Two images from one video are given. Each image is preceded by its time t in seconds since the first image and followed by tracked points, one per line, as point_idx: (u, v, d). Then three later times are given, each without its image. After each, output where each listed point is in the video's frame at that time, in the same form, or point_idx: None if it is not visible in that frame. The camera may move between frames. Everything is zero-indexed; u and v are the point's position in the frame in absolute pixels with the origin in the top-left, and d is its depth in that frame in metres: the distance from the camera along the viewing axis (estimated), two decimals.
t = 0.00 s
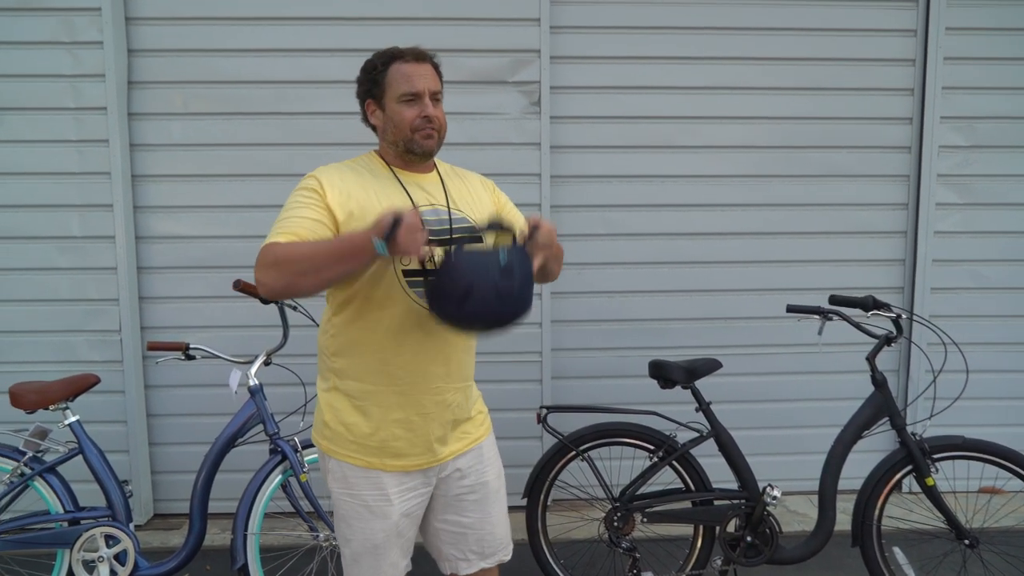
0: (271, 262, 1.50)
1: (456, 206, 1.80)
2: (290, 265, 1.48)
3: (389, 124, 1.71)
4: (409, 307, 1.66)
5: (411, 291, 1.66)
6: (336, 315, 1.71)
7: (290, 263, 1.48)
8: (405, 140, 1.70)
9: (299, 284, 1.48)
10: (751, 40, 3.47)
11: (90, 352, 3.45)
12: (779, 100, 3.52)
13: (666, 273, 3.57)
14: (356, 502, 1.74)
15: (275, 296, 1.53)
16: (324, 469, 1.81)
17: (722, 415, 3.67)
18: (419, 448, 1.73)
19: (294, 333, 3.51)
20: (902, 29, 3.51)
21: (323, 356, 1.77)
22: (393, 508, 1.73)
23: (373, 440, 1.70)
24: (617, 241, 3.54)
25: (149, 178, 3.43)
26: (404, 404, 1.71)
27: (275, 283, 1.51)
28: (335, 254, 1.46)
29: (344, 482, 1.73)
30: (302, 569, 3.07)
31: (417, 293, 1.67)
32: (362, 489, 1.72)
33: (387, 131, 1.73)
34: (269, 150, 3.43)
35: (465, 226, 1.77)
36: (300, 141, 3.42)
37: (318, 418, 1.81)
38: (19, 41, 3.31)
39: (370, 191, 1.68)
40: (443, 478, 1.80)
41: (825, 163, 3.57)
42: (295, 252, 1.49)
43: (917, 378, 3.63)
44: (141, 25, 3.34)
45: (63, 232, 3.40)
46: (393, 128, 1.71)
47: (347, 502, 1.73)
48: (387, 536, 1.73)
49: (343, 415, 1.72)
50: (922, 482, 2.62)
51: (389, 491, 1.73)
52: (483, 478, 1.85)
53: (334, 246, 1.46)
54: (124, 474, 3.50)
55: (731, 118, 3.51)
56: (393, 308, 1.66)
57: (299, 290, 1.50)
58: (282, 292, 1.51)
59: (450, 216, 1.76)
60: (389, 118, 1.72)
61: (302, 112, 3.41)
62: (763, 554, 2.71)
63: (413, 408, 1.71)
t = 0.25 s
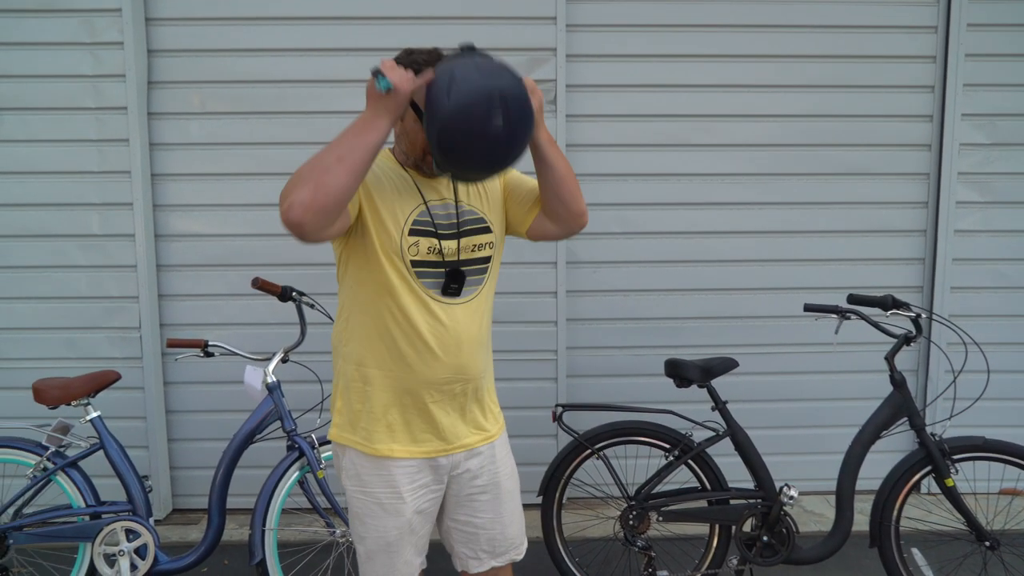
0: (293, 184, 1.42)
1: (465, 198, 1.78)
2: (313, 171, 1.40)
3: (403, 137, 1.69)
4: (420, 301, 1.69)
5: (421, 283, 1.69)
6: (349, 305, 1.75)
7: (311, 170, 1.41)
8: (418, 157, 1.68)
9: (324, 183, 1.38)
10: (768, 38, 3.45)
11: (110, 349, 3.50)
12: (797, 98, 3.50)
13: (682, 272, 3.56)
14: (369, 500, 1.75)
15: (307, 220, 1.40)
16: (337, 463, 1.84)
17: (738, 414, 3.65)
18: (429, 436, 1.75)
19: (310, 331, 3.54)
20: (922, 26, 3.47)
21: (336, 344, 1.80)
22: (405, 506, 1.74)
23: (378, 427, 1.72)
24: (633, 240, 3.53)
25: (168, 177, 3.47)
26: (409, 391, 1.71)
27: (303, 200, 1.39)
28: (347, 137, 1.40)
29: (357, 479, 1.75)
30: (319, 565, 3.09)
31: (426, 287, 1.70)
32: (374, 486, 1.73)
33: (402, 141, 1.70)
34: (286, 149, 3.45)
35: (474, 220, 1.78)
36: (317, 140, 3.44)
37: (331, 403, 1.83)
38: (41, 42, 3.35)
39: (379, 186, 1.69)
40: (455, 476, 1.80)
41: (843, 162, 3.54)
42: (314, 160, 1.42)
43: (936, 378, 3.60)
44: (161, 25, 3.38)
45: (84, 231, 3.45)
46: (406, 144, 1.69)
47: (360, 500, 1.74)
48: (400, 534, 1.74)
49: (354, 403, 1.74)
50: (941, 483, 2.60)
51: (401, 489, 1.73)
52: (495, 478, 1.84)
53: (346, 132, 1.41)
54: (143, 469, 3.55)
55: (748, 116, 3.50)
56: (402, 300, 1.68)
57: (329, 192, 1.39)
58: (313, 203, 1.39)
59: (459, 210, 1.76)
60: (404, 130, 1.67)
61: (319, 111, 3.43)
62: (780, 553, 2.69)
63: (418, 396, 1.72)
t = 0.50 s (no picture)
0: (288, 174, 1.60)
1: (477, 194, 1.79)
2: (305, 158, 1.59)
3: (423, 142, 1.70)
4: (430, 298, 1.69)
5: (433, 280, 1.70)
6: (361, 297, 1.76)
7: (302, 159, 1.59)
8: (433, 165, 1.72)
9: (318, 163, 1.57)
10: (782, 34, 3.43)
11: (125, 345, 3.53)
12: (810, 94, 3.48)
13: (694, 268, 3.55)
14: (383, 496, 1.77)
15: (304, 197, 1.55)
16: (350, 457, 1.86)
17: (750, 412, 3.64)
18: (440, 430, 1.76)
19: (323, 327, 3.56)
20: (937, 21, 3.44)
21: (348, 334, 1.82)
22: (418, 503, 1.75)
23: (387, 418, 1.73)
24: (644, 237, 3.53)
25: (181, 175, 3.50)
26: (418, 385, 1.72)
27: (301, 184, 1.55)
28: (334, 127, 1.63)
29: (370, 476, 1.77)
30: (332, 560, 3.11)
31: (437, 284, 1.71)
32: (386, 483, 1.75)
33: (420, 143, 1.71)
34: (299, 146, 3.47)
35: (485, 216, 1.78)
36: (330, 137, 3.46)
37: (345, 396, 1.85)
38: (57, 41, 3.39)
39: (390, 183, 1.72)
40: (469, 474, 1.81)
41: (857, 158, 3.52)
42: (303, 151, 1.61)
43: (950, 376, 3.57)
44: (175, 23, 3.40)
45: (99, 227, 3.48)
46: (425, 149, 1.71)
47: (373, 496, 1.77)
48: (413, 531, 1.75)
49: (365, 396, 1.75)
50: (956, 481, 2.58)
51: (413, 486, 1.75)
52: (509, 477, 1.84)
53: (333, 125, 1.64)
54: (158, 464, 3.58)
55: (761, 112, 3.48)
56: (414, 297, 1.69)
57: (320, 172, 1.56)
58: (309, 181, 1.55)
59: (470, 207, 1.77)
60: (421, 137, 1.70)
61: (332, 108, 3.44)
62: (792, 551, 2.69)
63: (428, 390, 1.72)
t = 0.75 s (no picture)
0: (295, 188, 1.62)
1: (480, 192, 1.79)
2: (313, 173, 1.60)
3: (428, 132, 1.70)
4: (431, 297, 1.69)
5: (434, 278, 1.71)
6: (362, 295, 1.76)
7: (310, 173, 1.61)
8: (438, 154, 1.71)
9: (326, 178, 1.58)
10: (785, 29, 3.43)
11: (127, 340, 3.53)
12: (813, 89, 3.47)
13: (695, 264, 3.55)
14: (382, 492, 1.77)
15: (312, 212, 1.56)
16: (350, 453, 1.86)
17: (751, 408, 3.65)
18: (441, 430, 1.76)
19: (324, 323, 3.56)
20: (941, 17, 3.43)
21: (349, 331, 1.82)
22: (417, 500, 1.76)
23: (387, 417, 1.73)
24: (646, 233, 3.53)
25: (183, 170, 3.50)
26: (419, 384, 1.72)
27: (309, 201, 1.57)
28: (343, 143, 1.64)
29: (370, 472, 1.77)
30: (332, 555, 3.12)
31: (438, 283, 1.71)
32: (386, 480, 1.75)
33: (425, 135, 1.71)
34: (300, 142, 3.47)
35: (489, 216, 1.78)
36: (331, 133, 3.46)
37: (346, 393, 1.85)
38: (59, 36, 3.38)
39: (395, 181, 1.72)
40: (469, 472, 1.81)
41: (859, 154, 3.51)
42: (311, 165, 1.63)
43: (952, 372, 3.58)
44: (176, 19, 3.40)
45: (101, 223, 3.48)
46: (431, 139, 1.70)
47: (372, 492, 1.77)
48: (412, 527, 1.76)
49: (366, 395, 1.75)
50: (955, 477, 2.58)
51: (414, 482, 1.75)
52: (509, 475, 1.85)
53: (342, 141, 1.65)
54: (159, 460, 3.59)
55: (763, 108, 3.47)
56: (415, 296, 1.69)
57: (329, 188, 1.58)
58: (318, 195, 1.56)
59: (472, 205, 1.76)
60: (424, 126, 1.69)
61: (333, 104, 3.44)
62: (792, 546, 2.70)
63: (430, 389, 1.73)
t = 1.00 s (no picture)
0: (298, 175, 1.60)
1: (476, 190, 1.78)
2: (316, 163, 1.58)
3: (424, 129, 1.68)
4: (427, 296, 1.69)
5: (430, 277, 1.70)
6: (358, 293, 1.76)
7: (313, 162, 1.58)
8: (434, 152, 1.70)
9: (328, 171, 1.56)
10: (779, 28, 3.43)
11: (120, 338, 3.52)
12: (807, 88, 3.48)
13: (689, 263, 3.56)
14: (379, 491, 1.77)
15: (312, 204, 1.55)
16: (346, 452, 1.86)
17: (744, 406, 3.66)
18: (437, 428, 1.76)
19: (318, 321, 3.55)
20: (934, 17, 3.45)
21: (346, 330, 1.82)
22: (413, 499, 1.75)
23: (384, 416, 1.73)
24: (640, 231, 3.53)
25: (176, 167, 3.48)
26: (415, 382, 1.72)
27: (312, 194, 1.55)
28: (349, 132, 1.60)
29: (366, 471, 1.77)
30: (326, 553, 3.12)
31: (434, 282, 1.71)
32: (382, 479, 1.75)
33: (421, 131, 1.70)
34: (294, 139, 3.46)
35: (485, 213, 1.77)
36: (325, 130, 3.45)
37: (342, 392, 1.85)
38: (51, 31, 3.36)
39: (391, 178, 1.72)
40: (465, 470, 1.81)
41: (853, 154, 3.53)
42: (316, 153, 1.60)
43: (943, 371, 3.60)
44: (170, 15, 3.38)
45: (94, 220, 3.46)
46: (427, 135, 1.69)
47: (369, 492, 1.77)
48: (408, 526, 1.76)
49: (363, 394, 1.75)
50: (946, 475, 2.60)
51: (410, 481, 1.75)
52: (505, 473, 1.85)
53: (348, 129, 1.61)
54: (152, 458, 3.58)
55: (757, 107, 3.48)
56: (411, 296, 1.69)
57: (331, 180, 1.55)
58: (319, 188, 1.55)
59: (468, 203, 1.76)
60: (422, 122, 1.68)
61: (328, 101, 3.43)
62: (785, 544, 2.71)
63: (426, 388, 1.72)
